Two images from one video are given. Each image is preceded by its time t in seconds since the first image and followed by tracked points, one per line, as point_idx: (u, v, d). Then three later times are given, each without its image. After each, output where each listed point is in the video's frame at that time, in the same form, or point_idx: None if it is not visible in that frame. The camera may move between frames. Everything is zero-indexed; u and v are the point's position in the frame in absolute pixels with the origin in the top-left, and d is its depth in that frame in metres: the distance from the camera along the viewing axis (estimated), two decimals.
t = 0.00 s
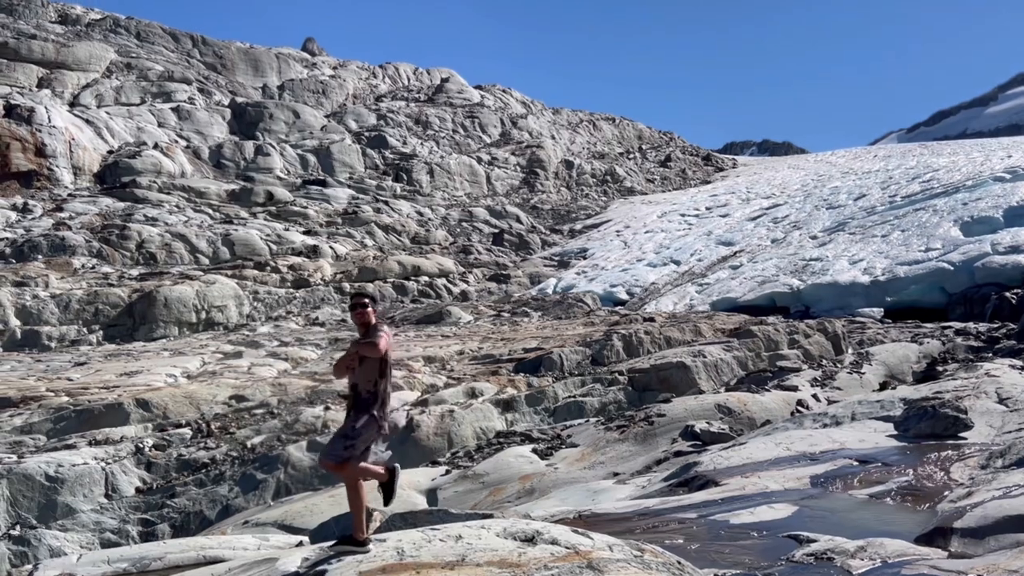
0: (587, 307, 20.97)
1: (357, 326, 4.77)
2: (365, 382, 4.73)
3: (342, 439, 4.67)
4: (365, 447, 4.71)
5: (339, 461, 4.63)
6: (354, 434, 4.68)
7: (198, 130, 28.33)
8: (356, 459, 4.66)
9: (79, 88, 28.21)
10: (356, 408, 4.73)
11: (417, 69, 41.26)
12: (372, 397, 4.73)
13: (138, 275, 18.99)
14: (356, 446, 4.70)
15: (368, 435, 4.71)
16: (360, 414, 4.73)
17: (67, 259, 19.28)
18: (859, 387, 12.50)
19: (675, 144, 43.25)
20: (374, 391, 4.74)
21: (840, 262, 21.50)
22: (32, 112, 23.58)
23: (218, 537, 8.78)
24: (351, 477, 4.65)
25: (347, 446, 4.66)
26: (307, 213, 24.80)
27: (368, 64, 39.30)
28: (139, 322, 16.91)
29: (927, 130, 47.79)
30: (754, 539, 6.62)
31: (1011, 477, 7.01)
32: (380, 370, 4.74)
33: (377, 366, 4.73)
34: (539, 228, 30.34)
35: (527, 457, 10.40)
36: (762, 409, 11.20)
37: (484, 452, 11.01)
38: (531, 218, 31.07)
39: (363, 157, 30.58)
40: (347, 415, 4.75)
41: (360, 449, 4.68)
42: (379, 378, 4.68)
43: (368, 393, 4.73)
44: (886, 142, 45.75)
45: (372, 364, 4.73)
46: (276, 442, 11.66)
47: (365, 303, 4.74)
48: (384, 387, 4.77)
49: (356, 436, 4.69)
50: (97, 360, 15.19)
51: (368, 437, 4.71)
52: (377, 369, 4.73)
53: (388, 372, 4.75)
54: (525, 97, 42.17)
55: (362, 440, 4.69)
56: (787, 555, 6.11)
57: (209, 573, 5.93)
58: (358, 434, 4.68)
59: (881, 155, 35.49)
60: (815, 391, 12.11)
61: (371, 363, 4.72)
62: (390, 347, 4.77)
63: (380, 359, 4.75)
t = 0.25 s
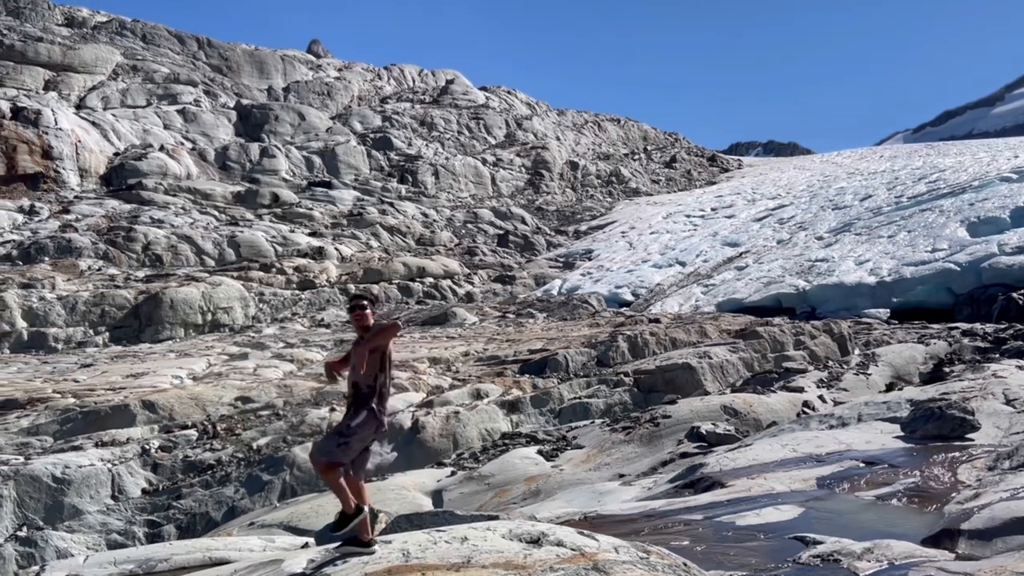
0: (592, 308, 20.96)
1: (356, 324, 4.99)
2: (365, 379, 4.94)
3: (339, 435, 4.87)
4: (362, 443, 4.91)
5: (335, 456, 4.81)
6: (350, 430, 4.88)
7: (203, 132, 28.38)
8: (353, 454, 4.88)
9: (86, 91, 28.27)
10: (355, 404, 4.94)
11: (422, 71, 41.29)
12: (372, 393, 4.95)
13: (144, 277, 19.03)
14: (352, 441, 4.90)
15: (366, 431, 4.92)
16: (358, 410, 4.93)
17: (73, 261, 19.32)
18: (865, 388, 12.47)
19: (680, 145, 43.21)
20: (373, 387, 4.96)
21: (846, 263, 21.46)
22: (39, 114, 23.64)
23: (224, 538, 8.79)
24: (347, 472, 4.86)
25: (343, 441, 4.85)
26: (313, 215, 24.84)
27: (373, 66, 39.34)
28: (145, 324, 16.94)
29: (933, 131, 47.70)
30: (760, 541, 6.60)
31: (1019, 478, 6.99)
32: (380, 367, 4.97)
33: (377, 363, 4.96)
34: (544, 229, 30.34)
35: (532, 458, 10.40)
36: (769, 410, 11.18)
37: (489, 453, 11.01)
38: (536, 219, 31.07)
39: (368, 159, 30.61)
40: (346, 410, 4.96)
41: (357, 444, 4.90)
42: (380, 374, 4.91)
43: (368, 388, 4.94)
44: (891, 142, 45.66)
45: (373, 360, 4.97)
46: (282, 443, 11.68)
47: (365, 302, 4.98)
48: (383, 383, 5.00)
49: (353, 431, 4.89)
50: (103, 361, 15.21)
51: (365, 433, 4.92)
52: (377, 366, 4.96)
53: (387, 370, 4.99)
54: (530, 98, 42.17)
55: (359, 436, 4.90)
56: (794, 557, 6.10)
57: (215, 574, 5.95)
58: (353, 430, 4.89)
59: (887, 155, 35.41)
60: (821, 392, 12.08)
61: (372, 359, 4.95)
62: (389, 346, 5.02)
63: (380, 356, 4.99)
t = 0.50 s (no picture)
0: (601, 309, 20.95)
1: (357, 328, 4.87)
2: (365, 383, 4.77)
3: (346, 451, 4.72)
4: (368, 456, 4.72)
5: (343, 470, 4.66)
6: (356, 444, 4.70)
7: (214, 133, 28.47)
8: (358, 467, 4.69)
9: (97, 93, 28.38)
10: (358, 411, 4.78)
11: (431, 72, 41.32)
12: (373, 397, 4.77)
13: (155, 278, 19.10)
14: (361, 453, 4.75)
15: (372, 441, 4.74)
16: (361, 417, 4.77)
17: (85, 262, 19.41)
18: (875, 389, 12.44)
19: (689, 145, 43.14)
20: (374, 392, 4.78)
21: (856, 263, 21.39)
22: (51, 116, 23.77)
23: (235, 538, 8.85)
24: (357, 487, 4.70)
25: (350, 457, 4.70)
26: (322, 216, 24.90)
27: (382, 67, 39.38)
28: (155, 325, 17.02)
29: (944, 130, 47.50)
30: (770, 542, 6.59)
31: None
32: (380, 370, 4.80)
33: (377, 366, 4.80)
34: (553, 229, 30.33)
35: (542, 458, 10.40)
36: (779, 410, 11.16)
37: (498, 454, 11.02)
38: (545, 219, 31.07)
39: (377, 160, 30.66)
40: (349, 419, 4.80)
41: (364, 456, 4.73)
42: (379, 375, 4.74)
43: (368, 393, 4.77)
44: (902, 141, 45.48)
45: (371, 363, 4.80)
46: (292, 443, 11.72)
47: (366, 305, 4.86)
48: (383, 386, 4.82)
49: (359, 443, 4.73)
50: (115, 362, 15.28)
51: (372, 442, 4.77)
52: (377, 369, 4.80)
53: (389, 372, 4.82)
54: (538, 98, 42.16)
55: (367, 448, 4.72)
56: (805, 558, 6.09)
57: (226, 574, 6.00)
58: (358, 442, 4.72)
59: (897, 154, 35.28)
60: (832, 393, 12.05)
61: (371, 364, 4.80)
62: (391, 347, 4.85)
63: (379, 358, 4.82)
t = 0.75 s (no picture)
0: (612, 308, 20.93)
1: (355, 335, 4.99)
2: (363, 389, 4.89)
3: (348, 457, 4.82)
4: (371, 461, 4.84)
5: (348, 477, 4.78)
6: (358, 449, 4.81)
7: (226, 134, 28.57)
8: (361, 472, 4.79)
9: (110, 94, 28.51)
10: (358, 417, 4.88)
11: (442, 71, 41.33)
12: (371, 402, 4.88)
13: (168, 278, 19.19)
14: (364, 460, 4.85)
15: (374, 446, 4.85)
16: (360, 422, 4.87)
17: (98, 262, 19.52)
18: (889, 388, 12.39)
19: (701, 143, 43.04)
20: (373, 397, 4.89)
21: (869, 261, 21.30)
22: (64, 117, 23.92)
23: (247, 537, 8.95)
24: (359, 492, 4.80)
25: (352, 463, 4.81)
26: (333, 215, 24.96)
27: (393, 67, 39.42)
28: (168, 324, 17.10)
29: (958, 127, 47.24)
30: (783, 542, 6.57)
31: None
32: (378, 375, 4.91)
33: (374, 372, 4.91)
34: (564, 229, 30.31)
35: (554, 458, 10.39)
36: (791, 410, 11.13)
37: (510, 453, 11.02)
38: (556, 218, 31.05)
39: (388, 159, 30.71)
40: (349, 425, 4.90)
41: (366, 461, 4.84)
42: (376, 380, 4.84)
43: (367, 398, 4.88)
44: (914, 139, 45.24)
45: (369, 369, 4.92)
46: (304, 442, 11.79)
47: (364, 313, 4.98)
48: (383, 392, 4.92)
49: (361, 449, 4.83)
50: (128, 361, 15.36)
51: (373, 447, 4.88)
52: (374, 374, 4.90)
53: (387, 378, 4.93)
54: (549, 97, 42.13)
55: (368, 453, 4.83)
56: (818, 558, 6.07)
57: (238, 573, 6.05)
58: (360, 449, 4.83)
59: (910, 152, 35.10)
60: (845, 392, 12.01)
61: (369, 369, 4.91)
62: (389, 353, 4.95)
63: (377, 364, 4.93)
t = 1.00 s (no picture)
0: (628, 306, 20.91)
1: (363, 336, 5.23)
2: (373, 390, 5.17)
3: (361, 456, 5.16)
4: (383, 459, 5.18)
5: (360, 476, 5.12)
6: (371, 449, 5.14)
7: (243, 133, 28.70)
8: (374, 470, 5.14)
9: (129, 94, 28.70)
10: (370, 417, 5.19)
11: (458, 69, 41.34)
12: (382, 402, 5.18)
13: (187, 276, 19.33)
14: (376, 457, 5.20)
15: (386, 444, 5.18)
16: (371, 422, 5.18)
17: (118, 261, 19.69)
18: (908, 386, 12.33)
19: (718, 140, 42.88)
20: (382, 398, 5.18)
21: (888, 258, 21.18)
22: (84, 118, 24.16)
23: (266, 534, 9.08)
24: (373, 490, 5.16)
25: (366, 463, 5.15)
26: (350, 214, 25.06)
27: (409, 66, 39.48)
28: (187, 322, 17.23)
29: (979, 123, 46.81)
30: (801, 540, 6.57)
31: None
32: (387, 376, 5.18)
33: (383, 373, 5.18)
34: (581, 226, 30.29)
35: (571, 455, 10.41)
36: (809, 408, 11.10)
37: (526, 451, 11.04)
38: (572, 216, 31.03)
39: (405, 158, 30.78)
40: (361, 424, 5.21)
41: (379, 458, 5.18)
42: (385, 383, 5.12)
43: (377, 398, 5.18)
44: (934, 134, 44.90)
45: (378, 370, 5.18)
46: (321, 440, 11.90)
47: (371, 315, 5.20)
48: (392, 391, 5.21)
49: (374, 448, 5.17)
50: (147, 359, 15.49)
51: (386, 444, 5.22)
52: (383, 376, 5.18)
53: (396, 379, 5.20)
54: (565, 95, 42.06)
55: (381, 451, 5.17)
56: (838, 557, 6.06)
57: (259, 569, 6.12)
58: (373, 449, 5.15)
59: (930, 149, 34.84)
60: (864, 390, 11.96)
61: (378, 371, 5.18)
62: (396, 354, 5.21)
63: (385, 364, 5.19)
